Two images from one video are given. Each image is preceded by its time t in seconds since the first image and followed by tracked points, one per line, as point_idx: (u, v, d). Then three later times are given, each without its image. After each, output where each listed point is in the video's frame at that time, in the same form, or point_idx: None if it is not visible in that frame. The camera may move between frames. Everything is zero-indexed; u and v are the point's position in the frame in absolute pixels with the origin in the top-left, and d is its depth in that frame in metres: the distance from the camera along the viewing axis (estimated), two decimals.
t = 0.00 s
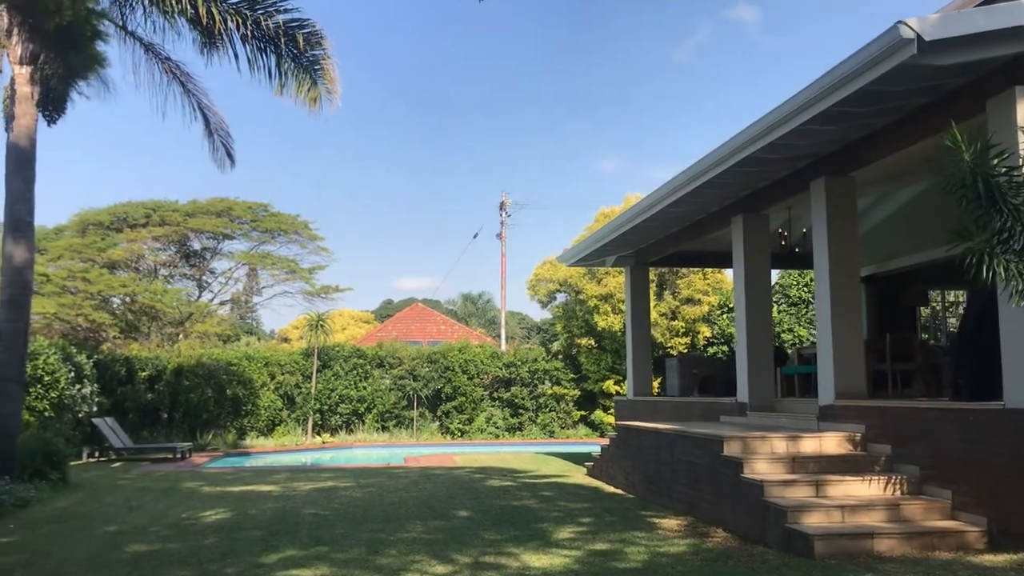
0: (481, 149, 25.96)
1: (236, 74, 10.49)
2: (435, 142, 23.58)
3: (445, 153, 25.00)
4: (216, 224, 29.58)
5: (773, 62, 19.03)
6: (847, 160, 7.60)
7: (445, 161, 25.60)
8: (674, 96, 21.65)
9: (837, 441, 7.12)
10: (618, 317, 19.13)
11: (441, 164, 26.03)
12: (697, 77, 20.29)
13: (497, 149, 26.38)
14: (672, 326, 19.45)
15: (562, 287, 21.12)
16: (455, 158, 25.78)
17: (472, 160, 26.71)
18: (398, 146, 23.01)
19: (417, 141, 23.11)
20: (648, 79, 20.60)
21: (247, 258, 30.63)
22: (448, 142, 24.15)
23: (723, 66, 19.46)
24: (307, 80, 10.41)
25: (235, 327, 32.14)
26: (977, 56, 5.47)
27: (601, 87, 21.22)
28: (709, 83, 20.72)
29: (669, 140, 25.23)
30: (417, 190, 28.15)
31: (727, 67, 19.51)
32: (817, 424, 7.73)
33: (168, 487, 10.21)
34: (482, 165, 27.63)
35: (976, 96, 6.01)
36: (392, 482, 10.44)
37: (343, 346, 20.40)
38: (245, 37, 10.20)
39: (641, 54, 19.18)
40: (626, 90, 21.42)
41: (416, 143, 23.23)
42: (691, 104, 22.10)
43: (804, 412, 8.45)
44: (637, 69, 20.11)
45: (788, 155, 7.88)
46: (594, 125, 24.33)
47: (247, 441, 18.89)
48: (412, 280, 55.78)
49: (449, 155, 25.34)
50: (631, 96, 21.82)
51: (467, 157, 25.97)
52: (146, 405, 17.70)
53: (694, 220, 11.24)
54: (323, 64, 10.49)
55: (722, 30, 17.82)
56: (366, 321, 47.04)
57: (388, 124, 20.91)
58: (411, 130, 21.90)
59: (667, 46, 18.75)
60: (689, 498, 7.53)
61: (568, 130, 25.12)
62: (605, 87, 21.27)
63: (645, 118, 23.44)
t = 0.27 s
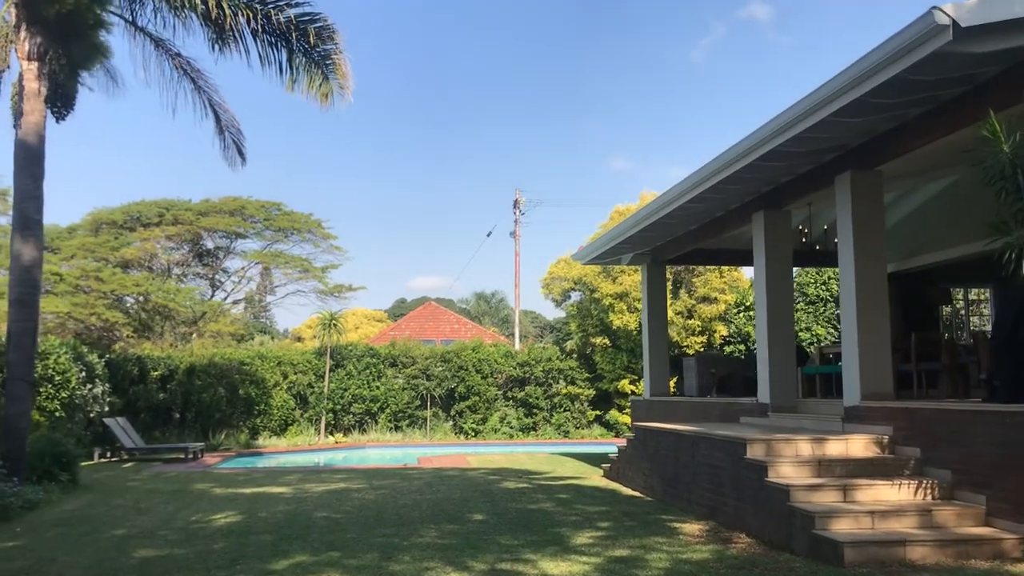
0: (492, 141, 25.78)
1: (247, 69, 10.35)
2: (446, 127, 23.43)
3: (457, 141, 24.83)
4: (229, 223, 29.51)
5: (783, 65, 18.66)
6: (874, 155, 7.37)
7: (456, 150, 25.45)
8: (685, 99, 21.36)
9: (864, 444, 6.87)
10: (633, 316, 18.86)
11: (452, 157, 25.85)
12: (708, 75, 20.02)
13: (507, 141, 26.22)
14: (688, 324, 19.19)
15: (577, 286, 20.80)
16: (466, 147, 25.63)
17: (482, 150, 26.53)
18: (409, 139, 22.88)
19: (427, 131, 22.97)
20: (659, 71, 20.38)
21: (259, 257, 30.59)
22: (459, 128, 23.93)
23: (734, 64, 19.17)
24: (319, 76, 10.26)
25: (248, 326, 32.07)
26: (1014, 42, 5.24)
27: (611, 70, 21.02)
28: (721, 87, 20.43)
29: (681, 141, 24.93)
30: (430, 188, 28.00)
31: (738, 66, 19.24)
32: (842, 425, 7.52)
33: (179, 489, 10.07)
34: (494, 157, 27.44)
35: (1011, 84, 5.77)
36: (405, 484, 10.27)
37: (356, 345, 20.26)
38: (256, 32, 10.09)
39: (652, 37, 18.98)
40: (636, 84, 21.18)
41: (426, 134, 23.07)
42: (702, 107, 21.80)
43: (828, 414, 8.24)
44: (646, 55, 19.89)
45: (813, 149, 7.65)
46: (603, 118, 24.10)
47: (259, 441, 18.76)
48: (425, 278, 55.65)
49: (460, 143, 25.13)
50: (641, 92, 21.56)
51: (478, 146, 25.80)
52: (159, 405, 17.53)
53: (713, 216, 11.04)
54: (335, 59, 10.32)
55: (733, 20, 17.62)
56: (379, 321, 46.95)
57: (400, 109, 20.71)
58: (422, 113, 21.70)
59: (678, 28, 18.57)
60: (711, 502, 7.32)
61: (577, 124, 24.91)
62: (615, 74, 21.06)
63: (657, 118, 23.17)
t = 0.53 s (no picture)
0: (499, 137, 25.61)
1: (252, 61, 10.17)
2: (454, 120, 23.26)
3: (464, 137, 24.66)
4: (237, 221, 29.41)
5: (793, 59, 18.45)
6: (895, 145, 7.15)
7: (463, 145, 25.28)
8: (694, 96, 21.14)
9: (886, 444, 6.65)
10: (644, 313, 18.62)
11: (461, 151, 25.68)
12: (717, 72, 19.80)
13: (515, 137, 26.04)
14: (699, 322, 18.98)
15: (587, 283, 20.56)
16: (473, 142, 25.47)
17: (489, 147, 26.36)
18: (417, 133, 22.72)
19: (435, 124, 22.81)
20: (669, 66, 20.18)
21: (267, 254, 30.39)
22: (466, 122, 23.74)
23: (743, 58, 18.96)
24: (325, 68, 10.11)
25: (256, 324, 31.97)
26: None
27: (620, 65, 20.81)
28: (730, 82, 20.21)
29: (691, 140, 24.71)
30: (438, 185, 27.85)
31: (747, 62, 19.03)
32: (862, 424, 7.30)
33: (183, 488, 9.91)
34: (502, 152, 27.27)
35: None
36: (413, 484, 10.09)
37: (363, 343, 20.11)
38: (261, 23, 9.88)
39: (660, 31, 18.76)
40: (644, 80, 20.97)
41: (433, 128, 22.92)
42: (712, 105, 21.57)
43: (846, 413, 8.02)
44: (655, 49, 19.69)
45: (833, 139, 7.43)
46: (612, 114, 23.90)
47: (266, 439, 18.60)
48: (433, 277, 55.53)
49: (468, 138, 24.96)
50: (650, 89, 21.35)
51: (486, 141, 25.63)
52: (165, 403, 17.39)
53: (726, 211, 10.82)
54: (341, 51, 10.16)
55: (744, 14, 17.41)
56: (388, 319, 46.86)
57: (407, 103, 20.56)
58: (430, 106, 21.54)
59: (687, 22, 18.38)
60: (725, 502, 7.14)
61: (585, 119, 24.73)
62: (624, 68, 20.85)
63: (666, 116, 22.95)
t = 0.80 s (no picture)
0: (505, 134, 25.37)
1: (254, 53, 9.94)
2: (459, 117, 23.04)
3: (469, 133, 24.45)
4: (241, 218, 29.25)
5: (800, 53, 18.19)
6: (916, 138, 6.89)
7: (468, 140, 25.05)
8: (700, 93, 20.89)
9: (908, 447, 6.38)
10: (653, 311, 18.35)
11: (466, 147, 25.44)
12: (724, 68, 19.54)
13: (520, 135, 25.81)
14: (708, 320, 18.72)
15: (594, 281, 20.26)
16: (479, 138, 25.24)
17: (495, 143, 26.13)
18: (421, 129, 22.49)
19: (439, 120, 22.57)
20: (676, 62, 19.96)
21: (272, 252, 30.17)
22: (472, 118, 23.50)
23: (750, 55, 18.69)
24: (327, 61, 9.91)
25: (261, 323, 31.79)
26: None
27: (625, 61, 20.56)
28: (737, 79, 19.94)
29: (697, 137, 24.44)
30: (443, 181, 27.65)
31: (754, 59, 18.76)
32: (882, 427, 7.06)
33: (183, 490, 9.70)
34: (507, 149, 27.03)
35: None
36: (418, 486, 9.86)
37: (368, 342, 19.89)
38: (262, 14, 9.63)
39: (666, 25, 18.50)
40: (651, 76, 20.76)
41: (439, 123, 22.70)
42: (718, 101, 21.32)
43: (864, 414, 7.78)
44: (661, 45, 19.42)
45: (851, 131, 7.17)
46: (618, 111, 23.65)
47: (270, 439, 18.38)
48: (439, 275, 55.34)
49: (473, 133, 24.72)
50: (656, 85, 21.10)
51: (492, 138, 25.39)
52: (167, 402, 17.20)
53: (738, 206, 10.58)
54: (344, 42, 9.97)
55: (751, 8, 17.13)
56: (393, 317, 46.69)
57: (411, 99, 20.34)
58: (435, 102, 21.31)
59: (693, 19, 18.16)
60: (741, 506, 6.90)
61: (591, 115, 24.47)
62: (630, 65, 20.63)
63: (672, 113, 22.69)
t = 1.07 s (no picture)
0: (510, 129, 25.13)
1: (256, 45, 9.74)
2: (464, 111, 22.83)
3: (474, 128, 24.26)
4: (245, 215, 29.11)
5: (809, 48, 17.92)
6: (938, 125, 6.67)
7: (473, 135, 24.83)
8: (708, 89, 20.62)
9: (931, 445, 6.15)
10: (660, 307, 18.13)
11: (471, 141, 25.21)
12: (731, 63, 19.28)
13: (525, 130, 25.59)
14: (716, 317, 18.47)
15: (601, 277, 20.02)
16: (484, 134, 25.03)
17: (500, 139, 25.91)
18: (425, 122, 22.27)
19: (444, 114, 22.35)
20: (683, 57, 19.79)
21: (276, 248, 29.96)
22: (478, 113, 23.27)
23: (756, 49, 18.43)
24: (330, 50, 9.70)
25: (265, 320, 31.62)
26: None
27: (631, 56, 20.31)
28: (745, 73, 19.68)
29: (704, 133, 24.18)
30: (448, 176, 27.49)
31: (762, 54, 18.49)
32: (903, 425, 6.83)
33: (184, 489, 9.50)
34: (513, 144, 26.80)
35: None
36: (424, 484, 9.65)
37: (373, 338, 19.68)
38: (264, 5, 9.38)
39: (673, 20, 18.23)
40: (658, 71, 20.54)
41: (443, 117, 22.49)
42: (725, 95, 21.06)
43: (882, 411, 7.55)
44: (668, 40, 19.16)
45: (871, 119, 6.94)
46: (624, 106, 23.40)
47: (274, 436, 18.19)
48: (443, 273, 55.17)
49: (478, 129, 24.49)
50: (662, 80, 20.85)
51: (497, 133, 25.17)
52: (169, 399, 17.00)
53: (750, 199, 10.35)
54: (347, 31, 9.74)
55: (759, 2, 16.87)
56: (398, 314, 46.53)
57: (415, 93, 20.13)
58: (439, 97, 21.08)
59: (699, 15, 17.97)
60: (758, 507, 6.68)
61: (597, 111, 24.22)
62: (636, 59, 20.42)
63: (678, 109, 22.43)
